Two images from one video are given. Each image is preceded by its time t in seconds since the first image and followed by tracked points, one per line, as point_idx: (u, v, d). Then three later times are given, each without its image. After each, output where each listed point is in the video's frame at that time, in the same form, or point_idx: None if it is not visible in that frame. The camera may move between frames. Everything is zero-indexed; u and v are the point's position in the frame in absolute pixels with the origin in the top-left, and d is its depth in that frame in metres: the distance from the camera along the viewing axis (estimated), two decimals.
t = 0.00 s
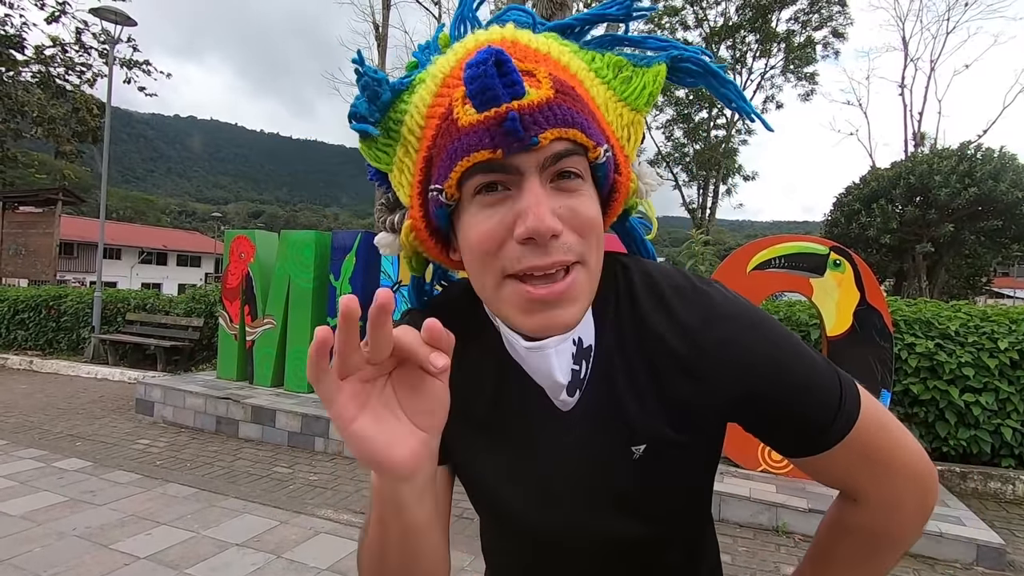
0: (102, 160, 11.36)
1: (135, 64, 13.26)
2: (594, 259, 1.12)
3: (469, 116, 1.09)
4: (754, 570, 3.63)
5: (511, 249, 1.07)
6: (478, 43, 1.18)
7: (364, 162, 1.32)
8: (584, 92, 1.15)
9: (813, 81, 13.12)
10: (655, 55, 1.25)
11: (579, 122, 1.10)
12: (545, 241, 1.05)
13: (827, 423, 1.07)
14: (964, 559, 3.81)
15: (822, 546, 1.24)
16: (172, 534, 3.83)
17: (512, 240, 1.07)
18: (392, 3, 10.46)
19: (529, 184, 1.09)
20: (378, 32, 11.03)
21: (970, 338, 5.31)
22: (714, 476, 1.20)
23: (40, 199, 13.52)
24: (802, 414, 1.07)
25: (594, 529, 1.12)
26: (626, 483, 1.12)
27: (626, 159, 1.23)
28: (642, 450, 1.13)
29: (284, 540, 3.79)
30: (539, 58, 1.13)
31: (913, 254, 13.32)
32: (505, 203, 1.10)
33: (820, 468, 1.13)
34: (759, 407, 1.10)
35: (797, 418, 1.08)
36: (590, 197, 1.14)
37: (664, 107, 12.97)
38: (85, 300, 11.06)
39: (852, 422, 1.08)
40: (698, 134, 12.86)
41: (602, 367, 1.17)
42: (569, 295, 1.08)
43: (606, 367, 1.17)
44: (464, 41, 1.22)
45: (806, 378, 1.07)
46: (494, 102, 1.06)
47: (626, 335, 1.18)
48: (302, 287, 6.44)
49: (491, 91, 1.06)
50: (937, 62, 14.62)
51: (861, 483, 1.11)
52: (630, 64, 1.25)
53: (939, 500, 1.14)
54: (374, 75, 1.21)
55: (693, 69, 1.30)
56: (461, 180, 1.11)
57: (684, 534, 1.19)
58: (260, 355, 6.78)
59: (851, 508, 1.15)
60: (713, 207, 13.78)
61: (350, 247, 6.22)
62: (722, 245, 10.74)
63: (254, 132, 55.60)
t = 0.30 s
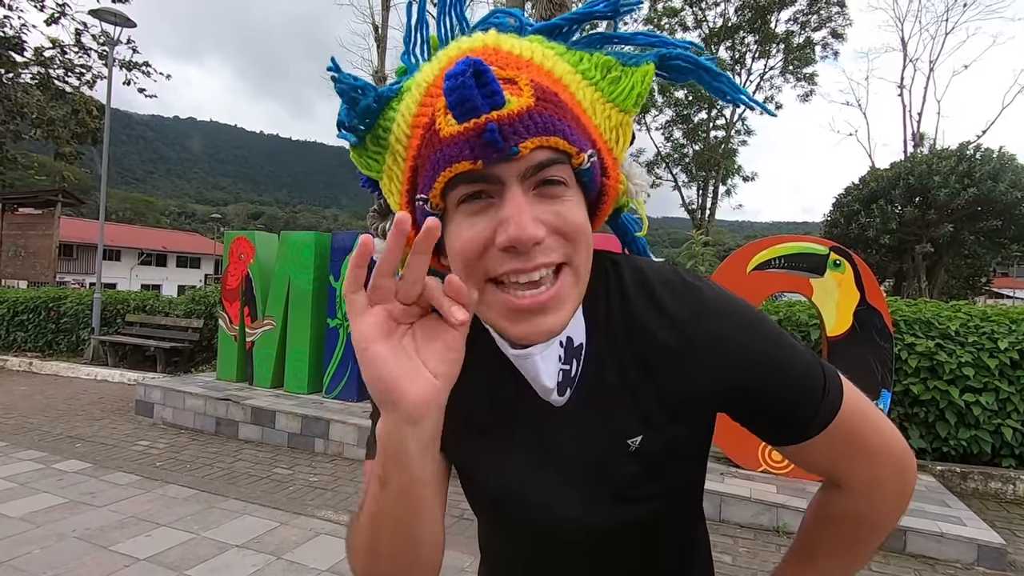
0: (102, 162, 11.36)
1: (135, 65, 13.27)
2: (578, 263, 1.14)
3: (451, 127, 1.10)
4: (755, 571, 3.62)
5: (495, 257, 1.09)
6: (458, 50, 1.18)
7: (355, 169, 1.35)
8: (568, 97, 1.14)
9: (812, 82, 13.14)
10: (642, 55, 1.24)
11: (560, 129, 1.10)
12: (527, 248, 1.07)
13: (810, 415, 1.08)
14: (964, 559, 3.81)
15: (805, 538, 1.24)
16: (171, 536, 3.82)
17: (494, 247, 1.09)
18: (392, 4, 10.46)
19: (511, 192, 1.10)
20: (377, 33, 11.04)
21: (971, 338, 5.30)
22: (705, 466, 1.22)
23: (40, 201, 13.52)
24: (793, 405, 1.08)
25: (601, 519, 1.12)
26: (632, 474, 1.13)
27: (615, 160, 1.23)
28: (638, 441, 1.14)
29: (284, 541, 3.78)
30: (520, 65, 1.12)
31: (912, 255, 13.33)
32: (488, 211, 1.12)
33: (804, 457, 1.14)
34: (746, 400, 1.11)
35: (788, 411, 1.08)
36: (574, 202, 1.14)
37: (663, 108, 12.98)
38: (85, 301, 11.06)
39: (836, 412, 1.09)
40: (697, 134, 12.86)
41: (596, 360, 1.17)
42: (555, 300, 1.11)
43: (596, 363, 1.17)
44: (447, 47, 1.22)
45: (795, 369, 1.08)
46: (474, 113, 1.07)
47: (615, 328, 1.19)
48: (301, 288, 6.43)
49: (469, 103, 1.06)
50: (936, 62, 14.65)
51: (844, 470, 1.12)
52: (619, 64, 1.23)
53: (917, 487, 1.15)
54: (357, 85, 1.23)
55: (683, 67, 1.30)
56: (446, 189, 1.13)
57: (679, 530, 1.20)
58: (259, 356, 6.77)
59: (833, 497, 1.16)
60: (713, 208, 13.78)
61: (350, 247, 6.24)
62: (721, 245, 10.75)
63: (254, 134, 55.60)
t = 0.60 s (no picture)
0: (101, 161, 11.33)
1: (133, 64, 13.23)
2: (567, 276, 1.09)
3: (438, 127, 1.07)
4: (756, 569, 3.62)
5: (478, 265, 1.05)
6: (454, 49, 1.16)
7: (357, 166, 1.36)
8: (564, 98, 1.12)
9: (811, 80, 13.13)
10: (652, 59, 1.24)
11: (550, 132, 1.08)
12: (510, 257, 1.02)
13: (812, 413, 1.08)
14: (965, 556, 3.81)
15: (809, 537, 1.24)
16: (171, 535, 3.82)
17: (479, 255, 1.05)
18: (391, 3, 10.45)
19: (495, 196, 1.07)
20: (377, 31, 11.02)
21: (971, 336, 5.31)
22: (705, 468, 1.22)
23: (39, 200, 13.52)
24: (795, 407, 1.08)
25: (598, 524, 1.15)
26: (624, 480, 1.15)
27: (617, 163, 1.21)
28: (634, 448, 1.15)
29: (285, 539, 3.78)
30: (515, 65, 1.11)
31: (912, 253, 13.32)
32: (474, 214, 1.08)
33: (805, 459, 1.14)
34: (745, 398, 1.11)
35: (789, 411, 1.08)
36: (564, 209, 1.11)
37: (663, 106, 12.97)
38: (84, 301, 11.05)
39: (835, 414, 1.09)
40: (697, 133, 12.84)
41: (593, 364, 1.17)
42: (541, 313, 1.05)
43: (590, 368, 1.16)
44: (445, 45, 1.21)
45: (793, 369, 1.09)
46: (459, 114, 1.04)
47: (610, 329, 1.19)
48: (301, 287, 6.43)
49: (455, 104, 1.04)
50: (935, 60, 14.65)
51: (848, 472, 1.12)
52: (627, 65, 1.22)
53: (919, 487, 1.15)
54: (361, 83, 1.22)
55: (693, 75, 1.29)
56: (432, 191, 1.10)
57: (679, 528, 1.21)
58: (259, 356, 6.77)
59: (836, 497, 1.16)
60: (712, 206, 13.77)
61: (349, 247, 6.25)
62: (721, 244, 10.74)
63: (253, 132, 55.54)
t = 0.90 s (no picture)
0: (98, 159, 11.30)
1: (131, 63, 13.19)
2: (543, 281, 1.09)
3: (412, 119, 1.09)
4: (754, 568, 3.62)
5: (445, 267, 1.07)
6: (447, 34, 1.15)
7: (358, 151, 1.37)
8: (557, 91, 1.10)
9: (809, 79, 13.14)
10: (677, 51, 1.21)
11: (530, 130, 1.06)
12: (474, 262, 1.04)
13: (823, 432, 1.08)
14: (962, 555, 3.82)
15: (814, 553, 1.24)
16: (170, 534, 3.81)
17: (447, 256, 1.07)
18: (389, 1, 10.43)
19: (466, 195, 1.08)
20: (375, 30, 11.01)
21: (968, 335, 5.33)
22: (703, 482, 1.23)
23: (37, 198, 13.49)
24: (806, 422, 1.08)
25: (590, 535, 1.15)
26: (616, 497, 1.15)
27: (623, 164, 1.19)
28: (630, 468, 1.14)
29: (283, 539, 3.78)
30: (502, 54, 1.09)
31: (910, 252, 13.32)
32: (447, 213, 1.10)
33: (816, 479, 1.14)
34: (749, 412, 1.11)
35: (800, 426, 1.08)
36: (541, 211, 1.09)
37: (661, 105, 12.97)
38: (82, 299, 11.03)
39: (849, 433, 1.10)
40: (695, 132, 12.84)
41: (594, 378, 1.16)
42: (510, 319, 1.07)
43: (580, 384, 1.16)
44: (443, 28, 1.20)
45: (800, 384, 1.08)
46: (430, 106, 1.06)
47: (607, 338, 1.18)
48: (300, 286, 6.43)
49: (425, 95, 1.05)
50: (934, 59, 14.66)
51: (859, 493, 1.12)
52: (648, 55, 1.20)
53: (931, 510, 1.16)
54: (356, 62, 1.24)
55: (723, 74, 1.28)
56: (407, 186, 1.13)
57: (673, 543, 1.22)
58: (258, 355, 6.76)
59: (844, 519, 1.17)
60: (711, 205, 13.78)
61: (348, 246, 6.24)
62: (719, 243, 10.74)
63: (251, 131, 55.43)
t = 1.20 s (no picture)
0: (94, 159, 11.26)
1: (128, 64, 13.16)
2: (527, 320, 1.07)
3: (383, 145, 1.08)
4: (751, 568, 3.63)
5: (422, 305, 1.07)
6: (427, 48, 1.14)
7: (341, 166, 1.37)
8: (542, 109, 1.09)
9: (806, 79, 13.18)
10: (685, 66, 1.21)
11: (510, 160, 1.04)
12: (451, 303, 1.02)
13: (831, 458, 1.08)
14: (958, 554, 3.84)
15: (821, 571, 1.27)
16: (167, 537, 3.80)
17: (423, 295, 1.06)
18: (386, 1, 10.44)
19: (439, 228, 1.07)
20: (372, 30, 11.01)
21: (964, 335, 5.35)
22: (700, 509, 1.26)
23: (32, 199, 13.44)
24: (814, 449, 1.07)
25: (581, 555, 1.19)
26: (615, 533, 1.18)
27: (618, 189, 1.19)
28: (628, 500, 1.17)
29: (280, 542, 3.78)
30: (481, 72, 1.07)
31: (906, 252, 13.36)
32: (422, 244, 1.09)
33: (824, 506, 1.14)
34: (750, 442, 1.11)
35: (814, 444, 1.07)
36: (522, 244, 1.08)
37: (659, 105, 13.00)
38: (78, 301, 10.99)
39: (858, 462, 1.09)
40: (692, 132, 12.87)
41: (594, 404, 1.18)
42: (487, 365, 1.06)
43: (568, 421, 1.17)
44: (424, 39, 1.18)
45: (806, 412, 1.08)
46: (400, 132, 1.05)
47: (606, 360, 1.19)
48: (297, 288, 6.42)
49: (394, 121, 1.04)
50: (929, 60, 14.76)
51: (868, 520, 1.13)
52: (651, 65, 1.20)
53: (941, 531, 1.16)
54: (340, 78, 1.24)
55: (727, 101, 1.28)
56: (381, 214, 1.13)
57: (667, 564, 1.26)
58: (255, 357, 6.75)
59: (851, 541, 1.18)
60: (708, 205, 13.81)
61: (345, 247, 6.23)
62: (716, 243, 10.76)
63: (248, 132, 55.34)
